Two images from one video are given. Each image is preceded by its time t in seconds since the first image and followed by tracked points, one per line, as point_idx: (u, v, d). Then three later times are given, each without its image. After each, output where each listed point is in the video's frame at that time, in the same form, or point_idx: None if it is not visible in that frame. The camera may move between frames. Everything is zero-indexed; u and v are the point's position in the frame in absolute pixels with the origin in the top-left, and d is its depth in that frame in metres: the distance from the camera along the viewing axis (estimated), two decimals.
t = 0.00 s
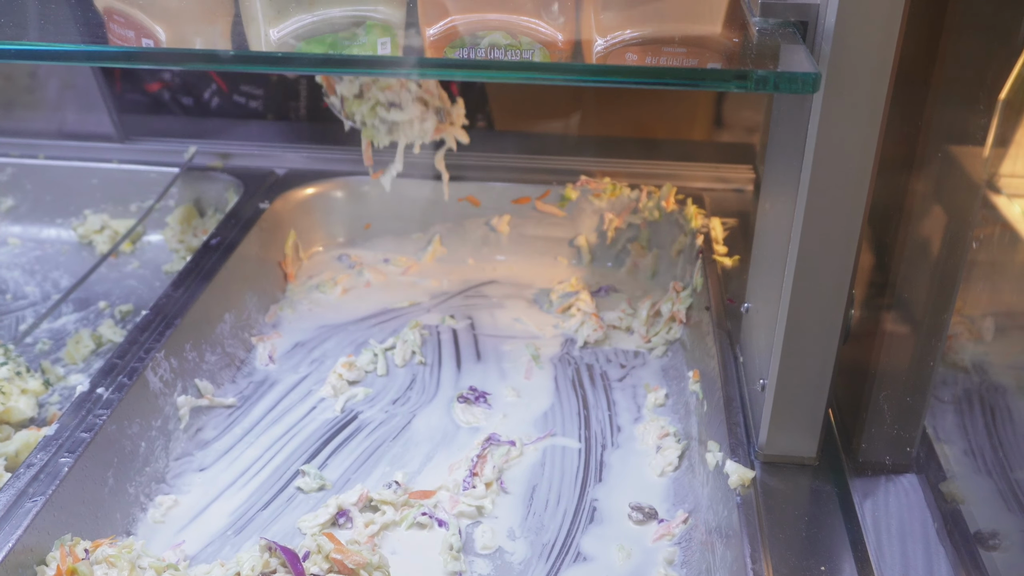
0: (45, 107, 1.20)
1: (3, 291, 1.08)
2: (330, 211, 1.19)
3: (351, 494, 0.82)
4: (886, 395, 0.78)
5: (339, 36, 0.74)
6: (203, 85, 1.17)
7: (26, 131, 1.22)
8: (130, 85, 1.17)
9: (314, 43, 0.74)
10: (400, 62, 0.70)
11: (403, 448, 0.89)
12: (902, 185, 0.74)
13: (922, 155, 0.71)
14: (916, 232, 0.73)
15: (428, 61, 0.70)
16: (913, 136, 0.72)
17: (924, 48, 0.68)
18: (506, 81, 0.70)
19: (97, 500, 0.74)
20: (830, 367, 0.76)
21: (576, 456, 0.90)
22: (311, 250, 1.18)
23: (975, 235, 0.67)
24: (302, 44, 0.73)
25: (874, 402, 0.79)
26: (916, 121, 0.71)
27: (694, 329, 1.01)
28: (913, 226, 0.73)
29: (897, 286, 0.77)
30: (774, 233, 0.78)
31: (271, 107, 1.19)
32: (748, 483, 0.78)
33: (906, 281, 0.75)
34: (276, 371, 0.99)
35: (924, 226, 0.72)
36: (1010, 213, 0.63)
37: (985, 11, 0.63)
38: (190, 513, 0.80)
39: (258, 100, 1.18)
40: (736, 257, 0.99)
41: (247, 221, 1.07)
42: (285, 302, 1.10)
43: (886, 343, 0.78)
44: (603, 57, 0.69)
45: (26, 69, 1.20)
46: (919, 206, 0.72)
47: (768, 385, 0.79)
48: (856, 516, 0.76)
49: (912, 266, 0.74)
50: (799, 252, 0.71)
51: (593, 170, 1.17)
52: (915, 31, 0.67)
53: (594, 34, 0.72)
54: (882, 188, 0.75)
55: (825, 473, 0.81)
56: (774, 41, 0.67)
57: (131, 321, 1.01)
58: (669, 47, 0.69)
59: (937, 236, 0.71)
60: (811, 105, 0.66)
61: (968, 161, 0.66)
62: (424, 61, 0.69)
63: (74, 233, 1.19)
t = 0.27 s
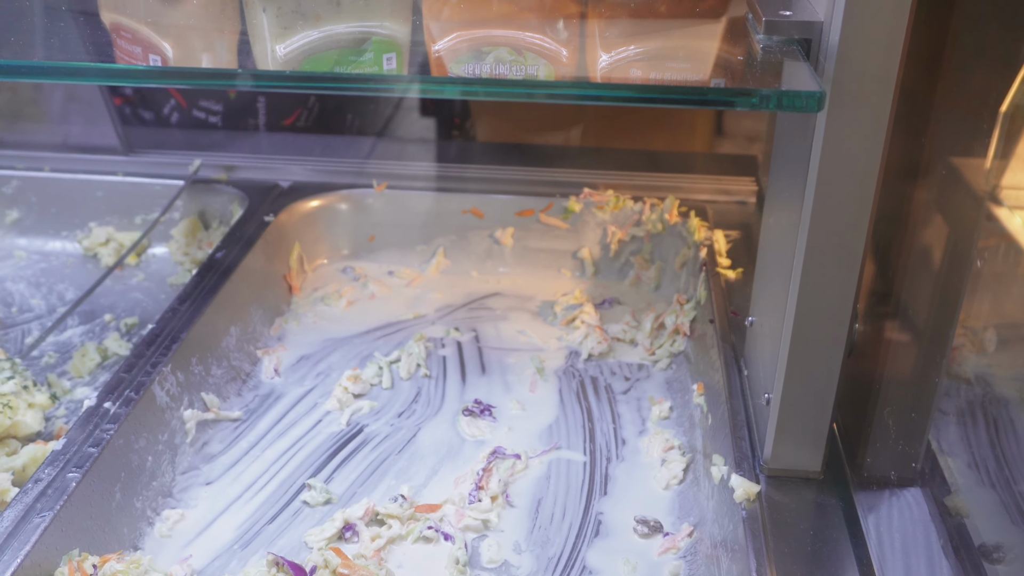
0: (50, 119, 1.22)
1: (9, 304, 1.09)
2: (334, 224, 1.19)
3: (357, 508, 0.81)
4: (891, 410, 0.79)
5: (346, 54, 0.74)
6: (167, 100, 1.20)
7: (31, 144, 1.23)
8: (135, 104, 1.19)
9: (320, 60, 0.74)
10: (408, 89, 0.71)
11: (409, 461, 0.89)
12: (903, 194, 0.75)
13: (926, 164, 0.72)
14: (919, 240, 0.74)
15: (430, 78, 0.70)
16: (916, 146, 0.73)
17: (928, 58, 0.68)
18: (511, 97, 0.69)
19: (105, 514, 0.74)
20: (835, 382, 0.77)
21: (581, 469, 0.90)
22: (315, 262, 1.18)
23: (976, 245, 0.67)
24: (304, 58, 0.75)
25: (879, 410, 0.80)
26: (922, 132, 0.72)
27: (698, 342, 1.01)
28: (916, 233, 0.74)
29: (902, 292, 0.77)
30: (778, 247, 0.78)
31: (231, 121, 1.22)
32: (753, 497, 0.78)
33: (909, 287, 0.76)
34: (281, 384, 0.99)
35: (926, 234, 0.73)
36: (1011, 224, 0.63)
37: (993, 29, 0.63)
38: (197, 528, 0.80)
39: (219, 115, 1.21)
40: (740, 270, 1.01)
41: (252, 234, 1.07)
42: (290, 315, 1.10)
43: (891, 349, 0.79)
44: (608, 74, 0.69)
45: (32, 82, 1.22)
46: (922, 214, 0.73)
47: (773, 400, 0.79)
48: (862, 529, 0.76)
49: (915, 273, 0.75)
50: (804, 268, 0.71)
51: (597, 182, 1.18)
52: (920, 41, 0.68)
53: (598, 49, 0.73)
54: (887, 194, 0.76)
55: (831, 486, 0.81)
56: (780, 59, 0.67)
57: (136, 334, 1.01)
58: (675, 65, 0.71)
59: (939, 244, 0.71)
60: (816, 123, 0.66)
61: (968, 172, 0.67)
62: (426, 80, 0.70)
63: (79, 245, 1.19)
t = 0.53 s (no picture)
0: (55, 135, 1.25)
1: (14, 319, 1.09)
2: (338, 238, 1.19)
3: (363, 524, 0.81)
4: (896, 425, 0.78)
5: (350, 74, 0.76)
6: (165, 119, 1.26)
7: (38, 159, 1.25)
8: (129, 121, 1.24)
9: (322, 81, 0.76)
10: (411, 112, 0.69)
11: (414, 477, 0.89)
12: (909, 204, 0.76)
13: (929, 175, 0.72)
14: (922, 249, 0.74)
15: (433, 100, 0.69)
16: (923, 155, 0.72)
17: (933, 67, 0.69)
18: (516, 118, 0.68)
19: (110, 531, 0.74)
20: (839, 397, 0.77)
21: (586, 484, 0.90)
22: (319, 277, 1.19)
23: (980, 258, 0.67)
24: (312, 74, 0.77)
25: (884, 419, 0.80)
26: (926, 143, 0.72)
27: (701, 356, 1.00)
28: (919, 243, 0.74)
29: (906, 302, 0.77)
30: (782, 262, 0.78)
31: (228, 138, 1.28)
32: (758, 513, 0.78)
33: (914, 296, 0.76)
34: (286, 399, 0.99)
35: (930, 243, 0.73)
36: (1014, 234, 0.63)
37: (994, 46, 0.63)
38: (203, 545, 0.80)
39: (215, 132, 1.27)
40: (742, 284, 1.04)
41: (257, 249, 1.08)
42: (295, 330, 1.10)
43: (895, 359, 0.79)
44: (611, 92, 0.70)
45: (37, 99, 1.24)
46: (925, 224, 0.73)
47: (777, 416, 0.79)
48: (866, 544, 0.76)
49: (920, 284, 0.75)
50: (808, 285, 0.71)
51: (600, 197, 1.18)
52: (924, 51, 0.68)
53: (601, 67, 0.75)
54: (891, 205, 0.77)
55: (835, 502, 0.81)
56: (781, 78, 0.68)
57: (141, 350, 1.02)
58: (677, 83, 0.71)
59: (942, 255, 0.72)
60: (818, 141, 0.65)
61: (972, 184, 0.67)
62: (429, 103, 0.69)
63: (84, 261, 1.20)
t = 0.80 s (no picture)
0: (59, 154, 1.26)
1: (18, 338, 1.09)
2: (341, 256, 1.20)
3: (366, 545, 0.81)
4: (899, 447, 0.77)
5: (353, 94, 0.75)
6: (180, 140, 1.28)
7: (41, 177, 1.26)
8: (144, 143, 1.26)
9: (328, 99, 0.75)
10: (408, 132, 0.69)
11: (416, 497, 0.89)
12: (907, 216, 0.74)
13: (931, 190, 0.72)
14: (919, 261, 0.72)
15: (434, 124, 0.69)
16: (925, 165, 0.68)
17: (937, 73, 0.64)
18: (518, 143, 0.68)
19: (114, 553, 0.74)
20: (842, 417, 0.77)
21: (589, 504, 0.89)
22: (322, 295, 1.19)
23: (983, 275, 0.67)
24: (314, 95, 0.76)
25: (887, 439, 0.78)
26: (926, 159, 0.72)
27: (705, 375, 1.01)
28: (915, 253, 0.72)
29: (904, 316, 0.75)
30: (786, 282, 0.78)
31: (244, 159, 1.30)
32: (762, 534, 0.78)
33: (912, 310, 0.74)
34: (288, 419, 0.99)
35: (929, 257, 0.71)
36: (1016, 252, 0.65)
37: (995, 64, 0.61)
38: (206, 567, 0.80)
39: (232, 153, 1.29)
40: (746, 302, 1.04)
41: (261, 268, 1.08)
42: (298, 349, 1.10)
43: (897, 376, 0.77)
44: (614, 113, 0.70)
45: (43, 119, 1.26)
46: (923, 237, 0.71)
47: (781, 436, 0.79)
48: (871, 565, 0.75)
49: (920, 299, 0.73)
50: (811, 305, 0.71)
51: (602, 215, 1.19)
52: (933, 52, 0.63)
53: (605, 89, 0.74)
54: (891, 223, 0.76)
55: (840, 523, 0.80)
56: (785, 100, 0.68)
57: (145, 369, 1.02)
58: (680, 104, 0.71)
59: (944, 270, 0.70)
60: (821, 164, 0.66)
61: (972, 203, 0.67)
62: (430, 125, 0.69)
63: (88, 279, 1.20)
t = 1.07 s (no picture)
0: (62, 175, 1.28)
1: (21, 359, 1.09)
2: (343, 276, 1.20)
3: (370, 566, 0.82)
4: (901, 470, 0.78)
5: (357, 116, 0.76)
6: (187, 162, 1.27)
7: (44, 199, 1.27)
8: (149, 164, 1.25)
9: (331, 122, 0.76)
10: (407, 157, 0.69)
11: (419, 518, 0.89)
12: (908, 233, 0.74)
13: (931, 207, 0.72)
14: (919, 276, 0.73)
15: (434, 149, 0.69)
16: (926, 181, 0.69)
17: (937, 89, 0.65)
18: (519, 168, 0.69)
19: None
20: (845, 438, 0.77)
21: (592, 525, 0.89)
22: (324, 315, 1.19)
23: (985, 292, 0.67)
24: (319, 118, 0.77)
25: (891, 454, 0.78)
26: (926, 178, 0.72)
27: (707, 395, 1.01)
28: (916, 270, 0.73)
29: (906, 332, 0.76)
30: (788, 303, 0.78)
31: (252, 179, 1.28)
32: (766, 556, 0.78)
33: (914, 326, 0.75)
34: (291, 439, 0.99)
35: (930, 272, 0.72)
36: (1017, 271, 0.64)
37: (993, 86, 0.62)
38: None
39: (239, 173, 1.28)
40: (747, 322, 1.05)
41: (264, 288, 1.08)
42: (301, 369, 1.10)
43: (900, 394, 0.77)
44: (615, 136, 0.71)
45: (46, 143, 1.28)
46: (924, 253, 0.72)
47: (784, 458, 0.79)
48: None
49: (922, 315, 0.74)
50: (812, 327, 0.71)
51: (603, 235, 1.19)
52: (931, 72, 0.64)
53: (606, 112, 0.76)
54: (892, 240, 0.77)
55: (843, 543, 0.80)
56: (787, 124, 0.69)
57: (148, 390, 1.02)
58: (681, 127, 0.72)
59: (944, 286, 0.71)
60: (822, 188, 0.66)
61: (974, 219, 0.67)
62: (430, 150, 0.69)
63: (91, 299, 1.21)
